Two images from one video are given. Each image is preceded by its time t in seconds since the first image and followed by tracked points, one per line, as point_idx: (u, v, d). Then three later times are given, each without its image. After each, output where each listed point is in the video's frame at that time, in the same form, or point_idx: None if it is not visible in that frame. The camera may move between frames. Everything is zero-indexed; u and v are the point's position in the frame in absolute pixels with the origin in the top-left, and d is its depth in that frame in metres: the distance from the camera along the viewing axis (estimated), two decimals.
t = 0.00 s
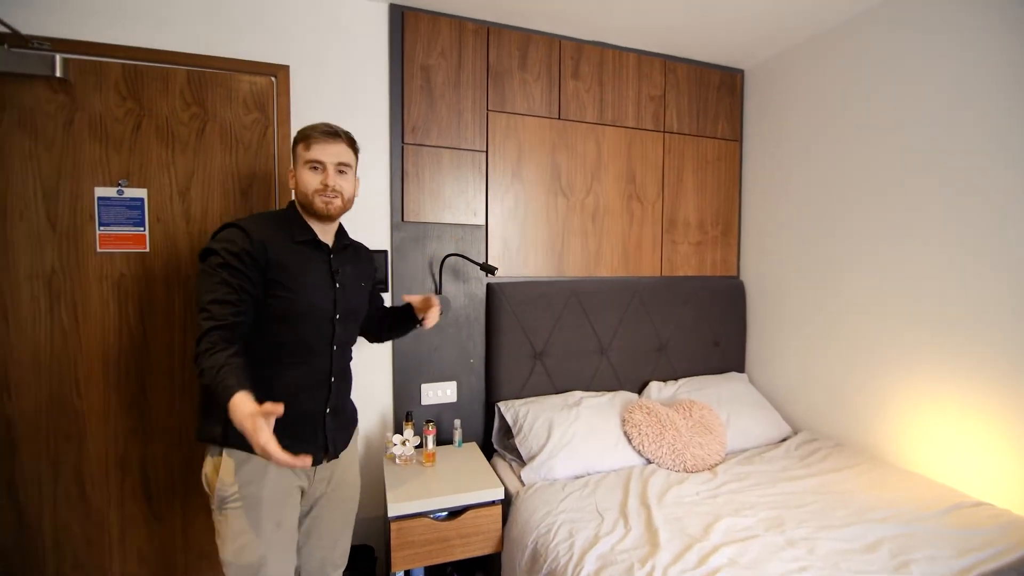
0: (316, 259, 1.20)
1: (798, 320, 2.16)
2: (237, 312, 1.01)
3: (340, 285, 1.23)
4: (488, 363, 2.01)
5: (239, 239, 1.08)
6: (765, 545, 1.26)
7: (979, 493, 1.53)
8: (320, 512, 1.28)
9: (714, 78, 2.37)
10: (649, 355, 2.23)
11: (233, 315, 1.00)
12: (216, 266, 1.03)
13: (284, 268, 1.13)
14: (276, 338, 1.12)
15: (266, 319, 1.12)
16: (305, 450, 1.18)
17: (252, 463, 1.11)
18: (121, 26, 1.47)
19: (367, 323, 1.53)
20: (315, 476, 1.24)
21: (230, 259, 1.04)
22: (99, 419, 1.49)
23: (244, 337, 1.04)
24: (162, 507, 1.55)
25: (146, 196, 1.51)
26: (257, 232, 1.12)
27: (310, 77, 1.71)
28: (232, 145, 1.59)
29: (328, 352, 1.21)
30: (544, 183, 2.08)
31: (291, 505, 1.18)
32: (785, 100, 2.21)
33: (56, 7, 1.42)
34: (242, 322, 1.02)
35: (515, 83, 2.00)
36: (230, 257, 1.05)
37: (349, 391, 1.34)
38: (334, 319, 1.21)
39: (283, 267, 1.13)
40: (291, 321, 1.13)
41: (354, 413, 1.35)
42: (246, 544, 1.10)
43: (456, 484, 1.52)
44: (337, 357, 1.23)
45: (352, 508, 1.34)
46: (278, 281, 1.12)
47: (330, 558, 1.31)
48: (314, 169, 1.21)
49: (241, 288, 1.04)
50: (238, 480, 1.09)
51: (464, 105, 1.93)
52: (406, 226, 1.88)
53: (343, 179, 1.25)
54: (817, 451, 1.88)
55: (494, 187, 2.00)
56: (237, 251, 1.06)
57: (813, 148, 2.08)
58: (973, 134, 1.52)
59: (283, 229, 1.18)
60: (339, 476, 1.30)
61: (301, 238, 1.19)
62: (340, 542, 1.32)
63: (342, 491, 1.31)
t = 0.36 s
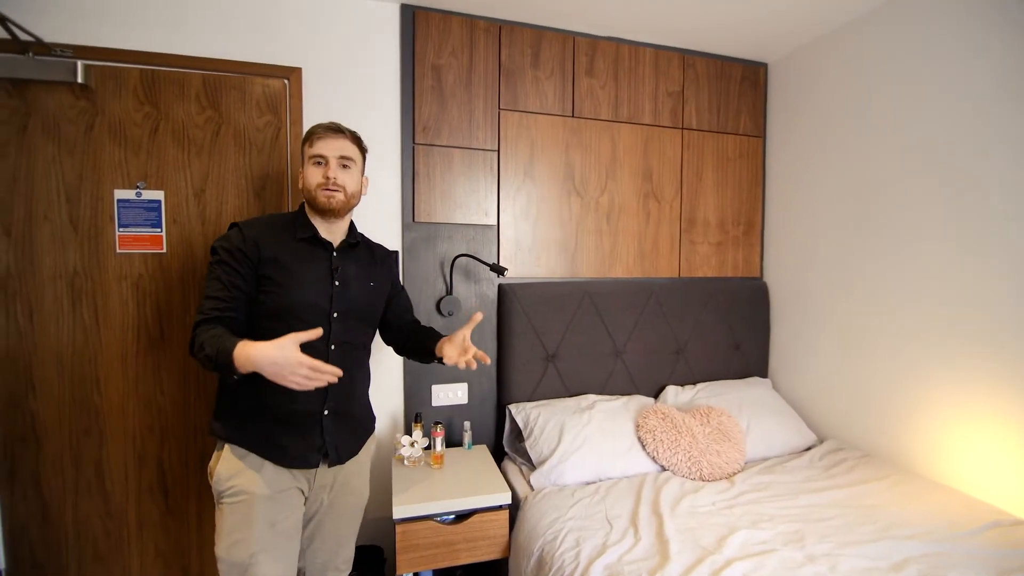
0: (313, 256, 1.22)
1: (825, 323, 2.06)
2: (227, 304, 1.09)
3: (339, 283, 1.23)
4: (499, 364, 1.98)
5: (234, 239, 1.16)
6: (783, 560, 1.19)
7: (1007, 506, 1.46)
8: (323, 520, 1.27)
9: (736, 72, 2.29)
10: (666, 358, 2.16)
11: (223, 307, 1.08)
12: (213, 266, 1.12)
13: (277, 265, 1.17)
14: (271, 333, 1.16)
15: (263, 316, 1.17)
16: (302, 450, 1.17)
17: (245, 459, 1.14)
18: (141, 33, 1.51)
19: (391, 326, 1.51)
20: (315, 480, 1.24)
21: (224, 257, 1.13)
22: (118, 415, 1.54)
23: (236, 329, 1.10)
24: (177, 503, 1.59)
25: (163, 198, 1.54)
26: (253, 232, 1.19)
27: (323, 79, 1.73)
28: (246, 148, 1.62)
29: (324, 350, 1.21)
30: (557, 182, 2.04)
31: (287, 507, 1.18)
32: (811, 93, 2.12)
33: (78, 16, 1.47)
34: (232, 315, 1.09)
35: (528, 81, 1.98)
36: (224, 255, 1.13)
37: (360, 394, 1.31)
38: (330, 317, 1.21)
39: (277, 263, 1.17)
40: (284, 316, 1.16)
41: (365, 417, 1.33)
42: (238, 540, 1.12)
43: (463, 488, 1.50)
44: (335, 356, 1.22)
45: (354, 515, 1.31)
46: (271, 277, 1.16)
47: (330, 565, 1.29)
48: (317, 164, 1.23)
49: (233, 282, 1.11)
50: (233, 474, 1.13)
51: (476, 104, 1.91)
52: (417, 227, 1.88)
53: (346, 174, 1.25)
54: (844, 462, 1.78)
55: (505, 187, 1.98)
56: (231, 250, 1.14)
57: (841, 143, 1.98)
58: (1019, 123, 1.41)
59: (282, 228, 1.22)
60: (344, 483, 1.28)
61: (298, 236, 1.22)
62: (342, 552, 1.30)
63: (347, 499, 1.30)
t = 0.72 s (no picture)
0: (292, 259, 1.19)
1: (854, 325, 1.97)
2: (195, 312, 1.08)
3: (323, 286, 1.21)
4: (513, 364, 1.97)
5: (203, 243, 1.13)
6: (804, 571, 1.14)
7: None
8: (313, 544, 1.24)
9: (759, 64, 2.21)
10: (685, 360, 2.10)
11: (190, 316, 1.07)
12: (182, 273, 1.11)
13: (252, 269, 1.14)
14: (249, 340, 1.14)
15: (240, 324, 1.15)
16: (290, 468, 1.16)
17: (227, 481, 1.12)
18: (165, 39, 1.57)
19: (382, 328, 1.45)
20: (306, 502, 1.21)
21: (191, 263, 1.11)
22: (141, 409, 1.59)
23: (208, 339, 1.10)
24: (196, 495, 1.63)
25: (184, 199, 1.59)
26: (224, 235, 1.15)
27: (338, 80, 1.76)
28: (263, 148, 1.65)
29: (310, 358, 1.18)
30: (572, 180, 2.01)
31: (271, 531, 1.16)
32: (839, 85, 2.03)
33: (107, 25, 1.53)
34: (201, 325, 1.09)
35: (543, 78, 1.96)
36: (192, 261, 1.11)
37: (353, 403, 1.29)
38: (315, 324, 1.19)
39: (253, 269, 1.14)
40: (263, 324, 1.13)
41: (359, 428, 1.31)
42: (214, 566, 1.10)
43: (473, 488, 1.49)
44: (322, 365, 1.20)
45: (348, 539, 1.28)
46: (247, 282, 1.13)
47: None
48: (302, 157, 1.20)
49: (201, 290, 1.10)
50: (209, 498, 1.11)
51: (490, 102, 1.90)
52: (430, 226, 1.88)
53: (332, 168, 1.23)
54: (874, 471, 1.69)
55: (520, 185, 1.96)
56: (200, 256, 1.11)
57: (871, 136, 1.89)
58: None
59: (259, 230, 1.19)
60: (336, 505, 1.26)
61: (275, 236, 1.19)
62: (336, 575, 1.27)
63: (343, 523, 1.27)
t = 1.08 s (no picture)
0: (263, 261, 1.09)
1: (899, 327, 1.87)
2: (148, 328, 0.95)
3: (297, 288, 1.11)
4: (539, 364, 1.96)
5: (156, 244, 1.00)
6: None
7: None
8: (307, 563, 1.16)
9: (796, 57, 2.13)
10: (716, 362, 2.04)
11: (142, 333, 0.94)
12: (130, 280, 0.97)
13: (216, 274, 1.03)
14: (216, 352, 1.04)
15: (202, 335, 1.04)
16: (273, 494, 1.07)
17: (198, 510, 1.01)
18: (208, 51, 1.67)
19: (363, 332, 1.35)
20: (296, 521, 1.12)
21: (142, 268, 0.97)
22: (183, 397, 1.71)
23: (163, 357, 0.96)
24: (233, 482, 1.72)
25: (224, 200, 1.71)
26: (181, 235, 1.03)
27: (368, 85, 1.81)
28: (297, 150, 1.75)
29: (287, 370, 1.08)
30: (600, 179, 1.99)
31: (256, 558, 1.06)
32: (882, 75, 1.93)
33: (158, 39, 1.66)
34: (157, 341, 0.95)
35: (570, 76, 1.95)
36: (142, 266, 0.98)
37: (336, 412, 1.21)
38: (290, 332, 1.09)
39: (217, 273, 1.03)
40: (230, 334, 1.03)
41: (346, 441, 1.24)
42: None
43: (497, 485, 1.50)
44: (301, 377, 1.10)
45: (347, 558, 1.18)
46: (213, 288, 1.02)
47: None
48: (260, 140, 1.07)
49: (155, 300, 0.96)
50: (178, 529, 1.01)
51: (516, 102, 1.91)
52: (457, 226, 1.90)
53: (296, 151, 1.10)
54: (920, 482, 1.60)
55: (546, 184, 1.95)
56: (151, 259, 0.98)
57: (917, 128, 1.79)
58: None
59: (221, 229, 1.08)
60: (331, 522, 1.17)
61: (239, 233, 1.09)
62: None
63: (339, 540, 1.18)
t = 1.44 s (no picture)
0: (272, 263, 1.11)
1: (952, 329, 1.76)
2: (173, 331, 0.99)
3: (305, 289, 1.13)
4: (567, 364, 1.95)
5: (168, 247, 1.03)
6: None
7: None
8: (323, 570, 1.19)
9: (839, 48, 2.03)
10: (752, 365, 1.97)
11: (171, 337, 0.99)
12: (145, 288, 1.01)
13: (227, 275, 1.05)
14: (229, 351, 1.08)
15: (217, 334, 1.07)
16: (283, 497, 1.10)
17: (216, 512, 1.07)
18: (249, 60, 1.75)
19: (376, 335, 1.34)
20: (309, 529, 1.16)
21: (157, 273, 1.01)
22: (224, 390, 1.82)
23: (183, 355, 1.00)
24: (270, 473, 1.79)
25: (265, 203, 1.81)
26: (190, 236, 1.06)
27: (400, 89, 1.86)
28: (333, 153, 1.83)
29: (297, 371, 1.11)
30: (631, 177, 1.96)
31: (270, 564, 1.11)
32: (933, 63, 1.82)
33: (208, 51, 1.79)
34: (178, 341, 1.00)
35: (600, 74, 1.93)
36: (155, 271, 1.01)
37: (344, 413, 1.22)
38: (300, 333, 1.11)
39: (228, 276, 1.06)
40: (241, 334, 1.07)
41: (358, 445, 1.26)
42: None
43: (524, 484, 1.50)
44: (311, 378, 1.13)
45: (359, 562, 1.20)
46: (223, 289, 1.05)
47: None
48: (267, 133, 1.11)
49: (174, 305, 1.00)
50: (195, 536, 1.07)
51: (546, 101, 1.91)
52: (486, 225, 1.92)
53: (303, 145, 1.14)
54: (975, 496, 1.49)
55: (576, 183, 1.94)
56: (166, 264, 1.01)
57: (973, 119, 1.68)
58: None
59: (230, 229, 1.10)
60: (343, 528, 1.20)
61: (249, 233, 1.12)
62: None
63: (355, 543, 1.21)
